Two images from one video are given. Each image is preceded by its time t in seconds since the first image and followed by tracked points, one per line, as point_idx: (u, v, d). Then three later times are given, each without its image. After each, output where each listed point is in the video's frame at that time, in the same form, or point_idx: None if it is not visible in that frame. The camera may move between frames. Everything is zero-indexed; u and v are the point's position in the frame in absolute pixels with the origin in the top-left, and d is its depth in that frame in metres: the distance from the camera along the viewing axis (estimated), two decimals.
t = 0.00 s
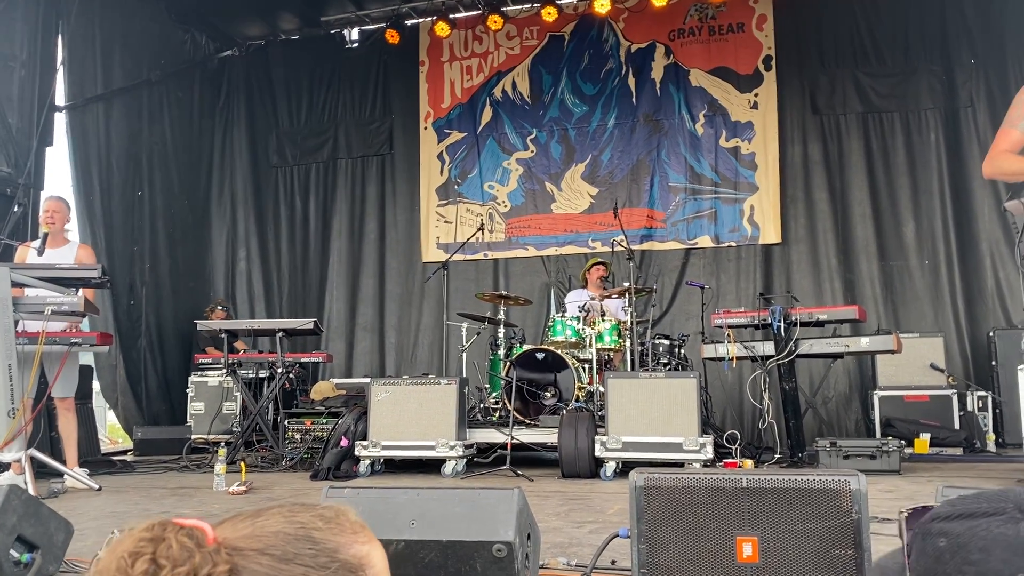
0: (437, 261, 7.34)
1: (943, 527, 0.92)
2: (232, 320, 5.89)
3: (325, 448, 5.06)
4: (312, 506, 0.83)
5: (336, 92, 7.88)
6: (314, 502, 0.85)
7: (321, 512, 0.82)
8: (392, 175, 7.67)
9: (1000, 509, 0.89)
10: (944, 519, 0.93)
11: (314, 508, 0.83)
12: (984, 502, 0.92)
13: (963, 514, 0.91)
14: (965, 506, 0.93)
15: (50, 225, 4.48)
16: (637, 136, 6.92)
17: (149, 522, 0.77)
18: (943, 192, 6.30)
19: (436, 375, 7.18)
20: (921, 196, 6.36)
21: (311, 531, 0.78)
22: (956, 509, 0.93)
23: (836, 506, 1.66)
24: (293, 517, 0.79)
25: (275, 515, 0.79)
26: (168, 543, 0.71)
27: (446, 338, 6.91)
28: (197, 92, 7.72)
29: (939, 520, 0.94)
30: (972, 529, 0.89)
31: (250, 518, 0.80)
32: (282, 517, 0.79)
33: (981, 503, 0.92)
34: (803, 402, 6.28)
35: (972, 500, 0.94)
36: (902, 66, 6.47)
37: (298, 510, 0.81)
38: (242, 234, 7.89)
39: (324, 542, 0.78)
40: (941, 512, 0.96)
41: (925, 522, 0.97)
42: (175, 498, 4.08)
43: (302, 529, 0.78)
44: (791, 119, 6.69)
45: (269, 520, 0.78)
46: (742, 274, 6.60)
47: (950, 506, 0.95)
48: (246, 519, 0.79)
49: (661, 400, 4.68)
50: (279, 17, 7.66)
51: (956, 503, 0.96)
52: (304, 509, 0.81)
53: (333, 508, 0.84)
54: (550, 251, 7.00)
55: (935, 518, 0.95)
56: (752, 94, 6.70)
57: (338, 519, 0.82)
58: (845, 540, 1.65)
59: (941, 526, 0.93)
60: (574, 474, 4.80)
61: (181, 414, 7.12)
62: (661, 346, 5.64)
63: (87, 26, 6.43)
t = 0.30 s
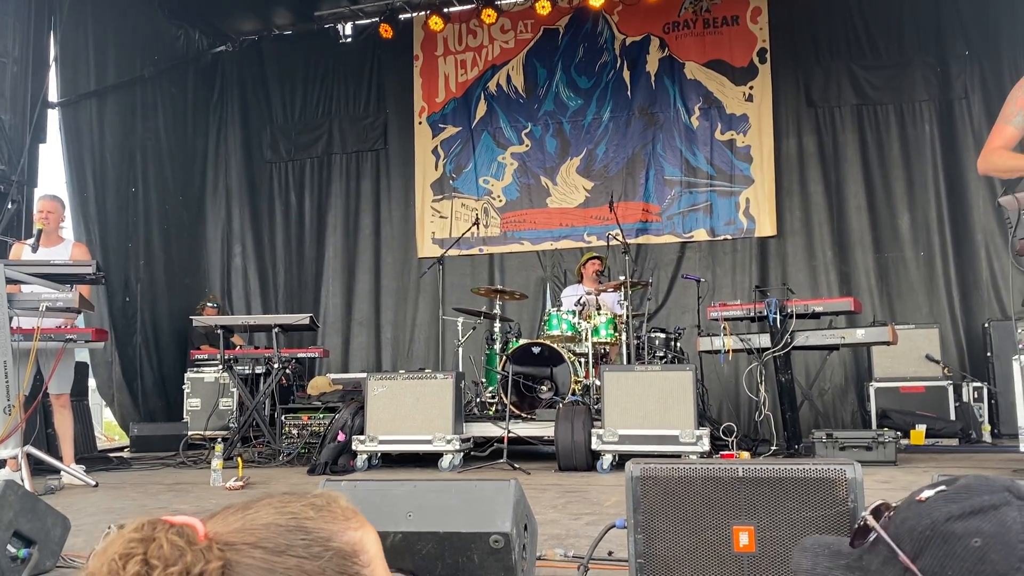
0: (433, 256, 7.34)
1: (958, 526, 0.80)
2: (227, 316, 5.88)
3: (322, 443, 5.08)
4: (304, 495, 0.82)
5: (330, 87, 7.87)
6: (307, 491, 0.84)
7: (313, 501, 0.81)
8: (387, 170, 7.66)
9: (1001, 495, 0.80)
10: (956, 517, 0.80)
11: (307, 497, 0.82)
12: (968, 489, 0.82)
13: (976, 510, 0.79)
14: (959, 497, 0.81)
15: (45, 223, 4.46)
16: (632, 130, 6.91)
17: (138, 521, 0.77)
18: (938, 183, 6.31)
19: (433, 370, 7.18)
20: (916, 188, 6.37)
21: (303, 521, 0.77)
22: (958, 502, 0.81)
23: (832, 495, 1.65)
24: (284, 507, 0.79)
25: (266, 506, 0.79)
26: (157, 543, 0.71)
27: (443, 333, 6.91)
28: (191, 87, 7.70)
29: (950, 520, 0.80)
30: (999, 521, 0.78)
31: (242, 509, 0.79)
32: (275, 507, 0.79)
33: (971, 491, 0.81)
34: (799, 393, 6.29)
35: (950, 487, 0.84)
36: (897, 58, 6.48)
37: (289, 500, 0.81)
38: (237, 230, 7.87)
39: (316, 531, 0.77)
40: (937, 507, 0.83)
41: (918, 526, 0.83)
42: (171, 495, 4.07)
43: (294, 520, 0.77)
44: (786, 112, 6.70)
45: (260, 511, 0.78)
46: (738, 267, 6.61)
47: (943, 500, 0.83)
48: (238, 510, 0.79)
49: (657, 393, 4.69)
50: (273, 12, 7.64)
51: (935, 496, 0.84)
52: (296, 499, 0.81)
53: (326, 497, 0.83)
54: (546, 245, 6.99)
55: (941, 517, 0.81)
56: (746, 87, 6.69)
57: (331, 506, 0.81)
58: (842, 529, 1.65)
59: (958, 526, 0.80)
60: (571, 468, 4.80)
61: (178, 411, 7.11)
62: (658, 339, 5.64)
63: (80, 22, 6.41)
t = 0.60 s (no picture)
0: (428, 253, 7.33)
1: (995, 515, 0.83)
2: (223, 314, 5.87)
3: (319, 441, 5.09)
4: (297, 494, 0.82)
5: (324, 85, 7.85)
6: (301, 491, 0.84)
7: (305, 500, 0.81)
8: (382, 167, 7.65)
9: None
10: (993, 506, 0.83)
11: (301, 495, 0.82)
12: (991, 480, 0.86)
13: (1009, 497, 0.83)
14: (988, 486, 0.85)
15: (38, 222, 4.45)
16: (627, 125, 6.90)
17: (131, 501, 0.76)
18: (932, 177, 6.31)
19: (429, 368, 7.17)
20: (910, 182, 6.37)
21: (293, 516, 0.77)
22: (989, 491, 0.85)
23: (826, 491, 1.65)
24: (276, 502, 0.78)
25: (257, 500, 0.78)
26: (147, 519, 0.71)
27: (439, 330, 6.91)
28: (184, 85, 7.67)
29: (988, 509, 0.83)
30: None
31: (234, 502, 0.78)
32: (266, 502, 0.78)
33: (995, 482, 0.86)
34: (795, 388, 6.30)
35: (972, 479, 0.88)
36: (891, 51, 6.47)
37: (282, 496, 0.80)
38: (232, 228, 7.85)
39: (305, 527, 0.76)
40: (968, 499, 0.86)
41: (951, 517, 0.86)
42: (168, 493, 4.08)
43: (285, 514, 0.76)
44: (781, 107, 6.69)
45: (251, 504, 0.77)
46: (733, 262, 6.61)
47: (973, 492, 0.86)
48: (231, 503, 0.79)
49: (654, 387, 4.70)
50: (266, 10, 7.61)
51: (962, 487, 0.88)
52: (288, 497, 0.80)
53: (318, 496, 0.83)
54: (542, 241, 6.99)
55: (978, 506, 0.84)
56: (741, 82, 6.69)
57: (324, 507, 0.81)
58: (836, 525, 1.65)
59: (992, 514, 0.83)
60: (567, 464, 4.81)
61: (174, 410, 7.11)
62: (653, 334, 5.65)
63: (71, 20, 6.38)
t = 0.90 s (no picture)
0: (422, 250, 7.33)
1: (996, 511, 0.88)
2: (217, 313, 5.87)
3: (313, 439, 5.09)
4: (283, 499, 0.81)
5: (317, 82, 7.84)
6: (289, 495, 0.83)
7: (292, 506, 0.80)
8: (375, 165, 7.64)
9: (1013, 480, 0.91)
10: (992, 502, 0.88)
11: (288, 501, 0.81)
12: (983, 479, 0.93)
13: (1003, 493, 0.88)
14: (981, 486, 0.91)
15: (29, 223, 4.44)
16: (620, 121, 6.90)
17: (119, 508, 0.76)
18: (925, 170, 6.32)
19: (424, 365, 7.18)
20: (903, 175, 6.38)
21: (276, 526, 0.76)
22: (983, 489, 0.90)
23: (815, 483, 1.67)
24: (262, 510, 0.78)
25: (244, 507, 0.78)
26: (131, 532, 0.71)
27: (434, 326, 6.92)
28: (177, 84, 7.66)
29: (988, 505, 0.88)
30: None
31: (219, 507, 0.78)
32: (252, 509, 0.78)
33: (986, 481, 0.92)
34: (790, 382, 6.31)
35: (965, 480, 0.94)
36: (883, 45, 6.48)
37: (269, 502, 0.80)
38: (226, 227, 7.85)
39: (288, 539, 0.76)
40: (967, 498, 0.91)
41: (952, 516, 0.90)
42: (163, 493, 4.08)
43: (269, 524, 0.76)
44: (774, 101, 6.69)
45: (237, 513, 0.76)
46: (727, 256, 6.61)
47: (969, 491, 0.91)
48: (216, 507, 0.78)
49: (648, 382, 4.70)
50: (258, 8, 7.60)
51: (958, 488, 0.93)
52: (274, 503, 0.80)
53: (305, 501, 0.83)
54: (536, 237, 6.99)
55: (977, 504, 0.89)
56: (734, 76, 6.69)
57: (309, 514, 0.80)
58: (825, 518, 1.66)
59: (994, 510, 0.88)
60: (562, 459, 4.82)
61: (169, 408, 7.11)
62: (648, 330, 5.66)
63: (63, 19, 6.35)
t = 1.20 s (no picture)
0: (418, 249, 7.33)
1: (978, 515, 0.88)
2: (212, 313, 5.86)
3: (309, 439, 5.09)
4: (251, 497, 0.81)
5: (311, 81, 7.82)
6: (258, 495, 0.83)
7: (260, 503, 0.80)
8: (370, 164, 7.64)
9: (996, 483, 0.91)
10: (977, 507, 0.88)
11: (256, 500, 0.81)
12: (968, 480, 0.92)
13: (987, 499, 0.89)
14: (965, 486, 0.91)
15: (23, 225, 4.42)
16: (615, 119, 6.90)
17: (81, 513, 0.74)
18: (920, 166, 6.32)
19: (420, 363, 7.18)
20: (898, 171, 6.38)
21: (248, 519, 0.76)
22: (969, 492, 0.90)
23: (807, 482, 1.67)
24: (231, 507, 0.77)
25: (212, 505, 0.77)
26: (101, 528, 0.68)
27: (429, 325, 6.92)
28: (171, 84, 7.64)
29: (972, 510, 0.88)
30: (1010, 507, 0.88)
31: (183, 508, 0.77)
32: (223, 506, 0.77)
33: (972, 482, 0.91)
34: (785, 378, 6.32)
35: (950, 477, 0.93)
36: (877, 42, 6.47)
37: (236, 500, 0.79)
38: (221, 227, 7.84)
39: (261, 531, 0.75)
40: (950, 498, 0.90)
41: (937, 517, 0.90)
42: (158, 493, 4.09)
43: (239, 518, 0.75)
44: (768, 98, 6.69)
45: (206, 510, 0.76)
46: (722, 253, 6.62)
47: (953, 491, 0.91)
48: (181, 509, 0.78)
49: (643, 380, 4.71)
50: (251, 7, 7.58)
51: (944, 487, 0.92)
52: (242, 500, 0.80)
53: (272, 499, 0.83)
54: (531, 235, 6.98)
55: (961, 507, 0.89)
56: (728, 73, 6.68)
57: (278, 509, 0.80)
58: (817, 516, 1.66)
59: (978, 515, 0.88)
60: (558, 457, 4.83)
61: (165, 408, 7.12)
62: (643, 327, 5.67)
63: (55, 19, 6.34)
